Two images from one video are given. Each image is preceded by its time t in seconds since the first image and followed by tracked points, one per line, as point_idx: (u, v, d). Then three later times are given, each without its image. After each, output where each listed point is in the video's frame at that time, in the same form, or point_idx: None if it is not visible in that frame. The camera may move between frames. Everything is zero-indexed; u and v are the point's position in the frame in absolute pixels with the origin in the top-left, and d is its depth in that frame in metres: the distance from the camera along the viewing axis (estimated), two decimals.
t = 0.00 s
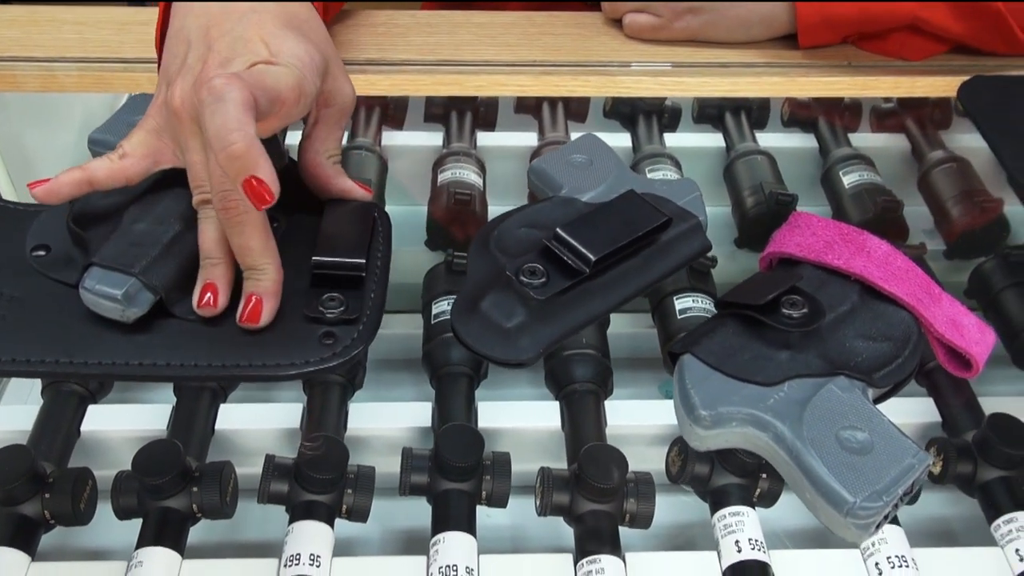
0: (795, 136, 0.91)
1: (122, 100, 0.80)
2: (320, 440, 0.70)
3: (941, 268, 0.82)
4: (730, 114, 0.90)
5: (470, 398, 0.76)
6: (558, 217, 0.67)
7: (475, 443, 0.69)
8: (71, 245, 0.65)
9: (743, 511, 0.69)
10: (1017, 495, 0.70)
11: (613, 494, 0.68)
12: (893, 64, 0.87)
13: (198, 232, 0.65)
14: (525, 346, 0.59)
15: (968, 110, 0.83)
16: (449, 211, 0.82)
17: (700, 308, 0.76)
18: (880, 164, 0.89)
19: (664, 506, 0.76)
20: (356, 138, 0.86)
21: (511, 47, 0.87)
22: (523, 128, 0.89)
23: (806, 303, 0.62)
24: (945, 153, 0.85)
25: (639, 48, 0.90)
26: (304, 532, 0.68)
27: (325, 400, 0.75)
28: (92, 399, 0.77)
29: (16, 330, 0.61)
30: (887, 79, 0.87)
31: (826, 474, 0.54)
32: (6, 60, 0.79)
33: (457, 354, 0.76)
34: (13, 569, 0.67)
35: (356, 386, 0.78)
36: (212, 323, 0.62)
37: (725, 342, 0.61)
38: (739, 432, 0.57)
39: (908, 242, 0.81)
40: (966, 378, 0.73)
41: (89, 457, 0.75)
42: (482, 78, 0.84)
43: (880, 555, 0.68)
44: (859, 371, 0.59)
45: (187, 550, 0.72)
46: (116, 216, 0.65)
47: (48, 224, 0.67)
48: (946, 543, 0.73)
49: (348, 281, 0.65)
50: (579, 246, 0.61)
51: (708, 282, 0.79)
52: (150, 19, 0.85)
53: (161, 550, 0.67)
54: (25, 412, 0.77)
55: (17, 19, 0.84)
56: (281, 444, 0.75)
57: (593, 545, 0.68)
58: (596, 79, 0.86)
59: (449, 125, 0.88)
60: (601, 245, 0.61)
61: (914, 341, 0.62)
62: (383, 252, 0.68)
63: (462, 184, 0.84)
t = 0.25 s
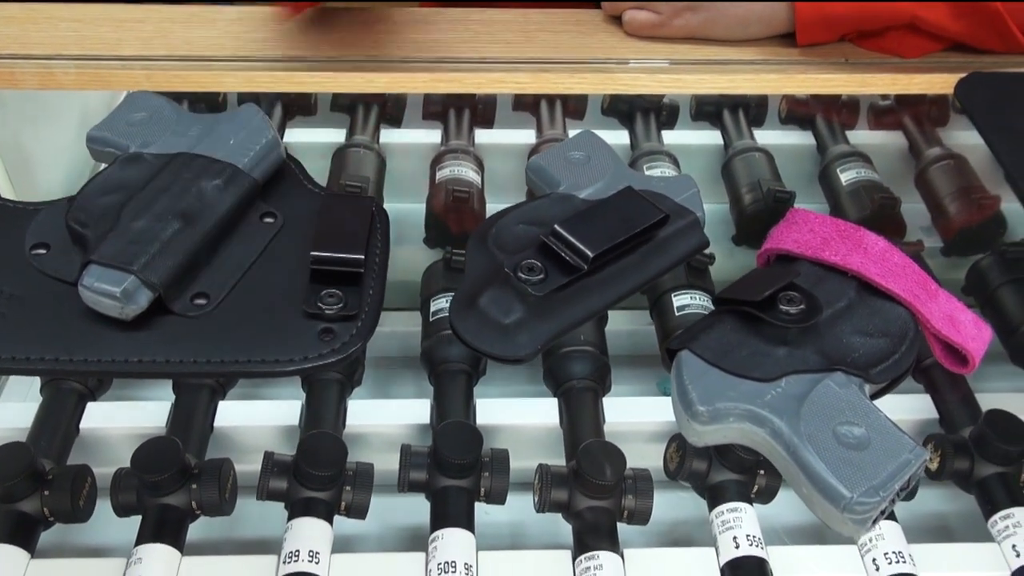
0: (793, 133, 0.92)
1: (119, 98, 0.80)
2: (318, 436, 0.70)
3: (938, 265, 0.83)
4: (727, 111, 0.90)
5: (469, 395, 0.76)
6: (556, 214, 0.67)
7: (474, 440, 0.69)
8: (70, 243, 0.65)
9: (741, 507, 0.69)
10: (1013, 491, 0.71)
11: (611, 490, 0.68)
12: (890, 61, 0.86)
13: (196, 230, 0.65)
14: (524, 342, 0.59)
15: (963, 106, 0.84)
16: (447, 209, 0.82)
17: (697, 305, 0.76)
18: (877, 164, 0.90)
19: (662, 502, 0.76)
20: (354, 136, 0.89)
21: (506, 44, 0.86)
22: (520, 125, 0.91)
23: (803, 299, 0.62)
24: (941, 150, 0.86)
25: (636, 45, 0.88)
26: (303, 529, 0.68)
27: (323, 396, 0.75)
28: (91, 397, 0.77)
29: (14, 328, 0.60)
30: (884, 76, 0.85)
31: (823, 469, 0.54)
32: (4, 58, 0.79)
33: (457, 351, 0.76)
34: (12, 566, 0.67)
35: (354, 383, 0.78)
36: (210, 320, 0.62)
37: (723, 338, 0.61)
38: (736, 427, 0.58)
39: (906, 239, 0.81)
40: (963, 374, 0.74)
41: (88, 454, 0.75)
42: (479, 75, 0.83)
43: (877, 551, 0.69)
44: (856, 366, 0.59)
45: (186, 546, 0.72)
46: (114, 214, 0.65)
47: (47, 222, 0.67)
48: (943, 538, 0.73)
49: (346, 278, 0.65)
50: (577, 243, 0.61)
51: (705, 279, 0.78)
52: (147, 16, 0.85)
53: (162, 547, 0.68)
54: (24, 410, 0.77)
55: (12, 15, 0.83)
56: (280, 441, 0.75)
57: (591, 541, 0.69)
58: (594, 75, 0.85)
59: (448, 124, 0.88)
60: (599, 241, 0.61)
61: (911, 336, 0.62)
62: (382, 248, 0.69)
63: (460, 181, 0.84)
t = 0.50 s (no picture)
0: (792, 137, 0.91)
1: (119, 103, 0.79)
2: (319, 440, 0.70)
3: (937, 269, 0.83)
4: (726, 116, 0.90)
5: (469, 398, 0.77)
6: (555, 218, 0.68)
7: (474, 444, 0.70)
8: (71, 247, 0.65)
9: (740, 511, 0.69)
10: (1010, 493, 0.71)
11: (610, 494, 0.69)
12: (887, 66, 0.91)
13: (197, 234, 0.65)
14: (523, 346, 0.59)
15: (961, 110, 0.85)
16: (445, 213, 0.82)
17: (696, 309, 0.76)
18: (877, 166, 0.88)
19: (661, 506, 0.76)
20: (353, 141, 0.87)
21: (508, 50, 0.89)
22: (520, 130, 0.89)
23: (801, 303, 0.62)
24: (940, 154, 0.86)
25: (631, 49, 0.91)
26: (303, 533, 0.68)
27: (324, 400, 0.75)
28: (91, 401, 0.77)
29: (15, 332, 0.61)
30: (880, 81, 0.89)
31: (820, 471, 0.54)
32: (5, 63, 0.79)
33: (454, 356, 0.77)
34: (14, 569, 0.67)
35: (354, 387, 0.78)
36: (211, 324, 0.62)
37: (721, 341, 0.61)
38: (734, 430, 0.58)
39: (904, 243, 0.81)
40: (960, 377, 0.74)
41: (89, 458, 0.75)
42: (478, 81, 0.85)
43: (876, 554, 0.69)
44: (853, 370, 0.60)
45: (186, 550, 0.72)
46: (115, 218, 0.65)
47: (48, 226, 0.67)
48: (942, 541, 0.73)
49: (346, 282, 0.65)
50: (575, 247, 0.61)
51: (704, 283, 0.79)
52: (147, 22, 0.85)
53: (162, 551, 0.68)
54: (25, 414, 0.77)
55: (16, 22, 0.84)
56: (280, 445, 0.75)
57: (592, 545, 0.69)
58: (593, 80, 0.87)
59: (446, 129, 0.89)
60: (598, 245, 0.62)
61: (908, 340, 0.63)
62: (382, 252, 0.70)
63: (459, 186, 0.84)
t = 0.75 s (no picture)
0: (790, 138, 0.89)
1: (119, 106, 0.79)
2: (318, 440, 0.70)
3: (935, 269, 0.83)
4: (724, 117, 0.90)
5: (468, 399, 0.77)
6: (553, 218, 0.68)
7: (473, 444, 0.70)
8: (70, 248, 0.65)
9: (738, 510, 0.69)
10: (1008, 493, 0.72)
11: (609, 493, 0.69)
12: (884, 67, 0.92)
13: (196, 235, 0.66)
14: (521, 346, 0.60)
15: (959, 112, 0.86)
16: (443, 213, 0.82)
17: (694, 309, 0.77)
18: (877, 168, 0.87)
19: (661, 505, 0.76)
20: (351, 142, 0.86)
21: (508, 53, 0.90)
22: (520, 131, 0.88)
23: (798, 303, 0.62)
24: (937, 154, 0.85)
25: (630, 52, 0.92)
26: (303, 533, 0.68)
27: (323, 400, 0.76)
28: (91, 402, 0.77)
29: (14, 333, 0.61)
30: (876, 82, 0.90)
31: (818, 470, 0.54)
32: (5, 66, 0.80)
33: (453, 356, 0.77)
34: (13, 570, 0.67)
35: (353, 388, 0.78)
36: (210, 324, 0.63)
37: (719, 341, 0.61)
38: (731, 430, 0.58)
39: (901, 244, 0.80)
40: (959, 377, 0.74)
41: (88, 460, 0.75)
42: (477, 81, 0.86)
43: (875, 553, 0.69)
44: (850, 369, 0.60)
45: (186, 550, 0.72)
46: (114, 219, 0.65)
47: (47, 228, 0.67)
48: (941, 541, 0.73)
49: (344, 283, 0.66)
50: (573, 248, 0.62)
51: (703, 283, 0.79)
52: (147, 25, 0.86)
53: (162, 552, 0.68)
54: (24, 414, 0.77)
55: (16, 24, 0.85)
56: (279, 447, 0.75)
57: (591, 545, 0.69)
58: (592, 81, 0.88)
59: (445, 131, 0.88)
60: (596, 245, 0.62)
61: (905, 340, 0.63)
62: (381, 253, 0.70)
63: (458, 186, 0.84)
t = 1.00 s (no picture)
0: (789, 135, 0.90)
1: (118, 102, 0.79)
2: (318, 438, 0.70)
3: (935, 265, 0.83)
4: (723, 114, 0.90)
5: (467, 395, 0.77)
6: (552, 215, 0.68)
7: (473, 442, 0.70)
8: (69, 246, 0.65)
9: (738, 507, 0.69)
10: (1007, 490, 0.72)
11: (609, 491, 0.69)
12: (884, 64, 0.91)
13: (195, 233, 0.66)
14: (520, 343, 0.60)
15: (958, 108, 0.86)
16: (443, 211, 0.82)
17: (694, 306, 0.77)
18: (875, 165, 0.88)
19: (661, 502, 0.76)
20: (351, 140, 0.87)
21: (507, 49, 0.89)
22: (519, 129, 0.88)
23: (798, 300, 0.62)
24: (936, 151, 0.86)
25: (628, 49, 0.90)
26: (303, 531, 0.68)
27: (323, 398, 0.76)
28: (91, 400, 0.77)
29: (13, 331, 0.61)
30: (876, 79, 0.89)
31: (817, 467, 0.54)
32: (4, 63, 0.80)
33: (453, 354, 0.77)
34: (13, 568, 0.67)
35: (352, 386, 0.78)
36: (209, 322, 0.62)
37: (718, 338, 0.61)
38: (731, 426, 0.58)
39: (900, 241, 0.81)
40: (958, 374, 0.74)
41: (88, 458, 0.75)
42: (474, 79, 0.86)
43: (874, 550, 0.69)
44: (850, 366, 0.60)
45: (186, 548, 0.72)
46: (113, 217, 0.65)
47: (46, 226, 0.67)
48: (940, 537, 0.74)
49: (344, 280, 0.66)
50: (572, 245, 0.61)
51: (703, 281, 0.79)
52: (145, 22, 0.86)
53: (162, 549, 0.68)
54: (23, 413, 0.78)
55: (14, 21, 0.84)
56: (278, 444, 0.76)
57: (591, 543, 0.69)
58: (590, 78, 0.88)
59: (444, 129, 0.88)
60: (595, 242, 0.62)
61: (904, 336, 0.63)
62: (380, 251, 0.70)
63: (457, 184, 0.84)
